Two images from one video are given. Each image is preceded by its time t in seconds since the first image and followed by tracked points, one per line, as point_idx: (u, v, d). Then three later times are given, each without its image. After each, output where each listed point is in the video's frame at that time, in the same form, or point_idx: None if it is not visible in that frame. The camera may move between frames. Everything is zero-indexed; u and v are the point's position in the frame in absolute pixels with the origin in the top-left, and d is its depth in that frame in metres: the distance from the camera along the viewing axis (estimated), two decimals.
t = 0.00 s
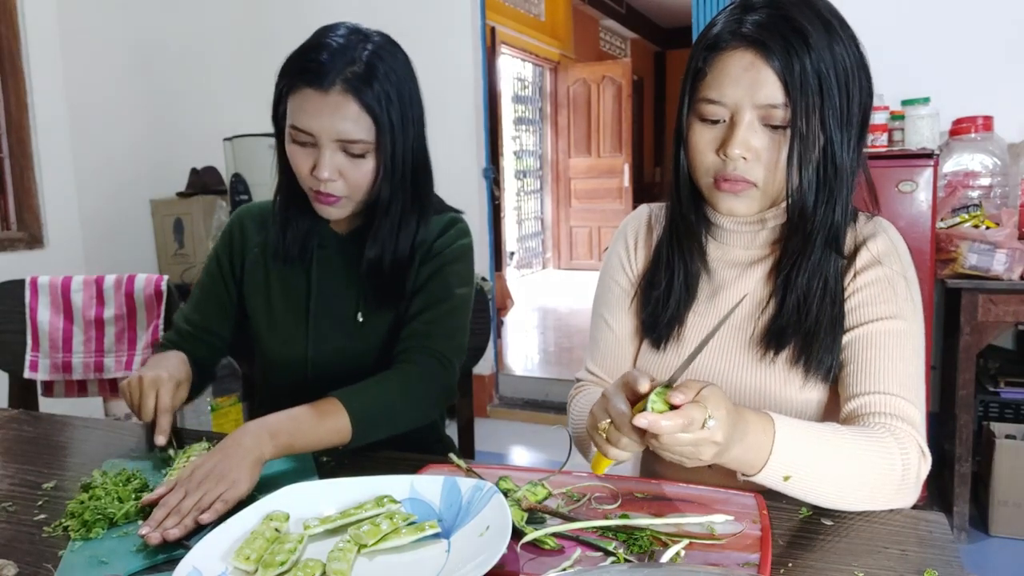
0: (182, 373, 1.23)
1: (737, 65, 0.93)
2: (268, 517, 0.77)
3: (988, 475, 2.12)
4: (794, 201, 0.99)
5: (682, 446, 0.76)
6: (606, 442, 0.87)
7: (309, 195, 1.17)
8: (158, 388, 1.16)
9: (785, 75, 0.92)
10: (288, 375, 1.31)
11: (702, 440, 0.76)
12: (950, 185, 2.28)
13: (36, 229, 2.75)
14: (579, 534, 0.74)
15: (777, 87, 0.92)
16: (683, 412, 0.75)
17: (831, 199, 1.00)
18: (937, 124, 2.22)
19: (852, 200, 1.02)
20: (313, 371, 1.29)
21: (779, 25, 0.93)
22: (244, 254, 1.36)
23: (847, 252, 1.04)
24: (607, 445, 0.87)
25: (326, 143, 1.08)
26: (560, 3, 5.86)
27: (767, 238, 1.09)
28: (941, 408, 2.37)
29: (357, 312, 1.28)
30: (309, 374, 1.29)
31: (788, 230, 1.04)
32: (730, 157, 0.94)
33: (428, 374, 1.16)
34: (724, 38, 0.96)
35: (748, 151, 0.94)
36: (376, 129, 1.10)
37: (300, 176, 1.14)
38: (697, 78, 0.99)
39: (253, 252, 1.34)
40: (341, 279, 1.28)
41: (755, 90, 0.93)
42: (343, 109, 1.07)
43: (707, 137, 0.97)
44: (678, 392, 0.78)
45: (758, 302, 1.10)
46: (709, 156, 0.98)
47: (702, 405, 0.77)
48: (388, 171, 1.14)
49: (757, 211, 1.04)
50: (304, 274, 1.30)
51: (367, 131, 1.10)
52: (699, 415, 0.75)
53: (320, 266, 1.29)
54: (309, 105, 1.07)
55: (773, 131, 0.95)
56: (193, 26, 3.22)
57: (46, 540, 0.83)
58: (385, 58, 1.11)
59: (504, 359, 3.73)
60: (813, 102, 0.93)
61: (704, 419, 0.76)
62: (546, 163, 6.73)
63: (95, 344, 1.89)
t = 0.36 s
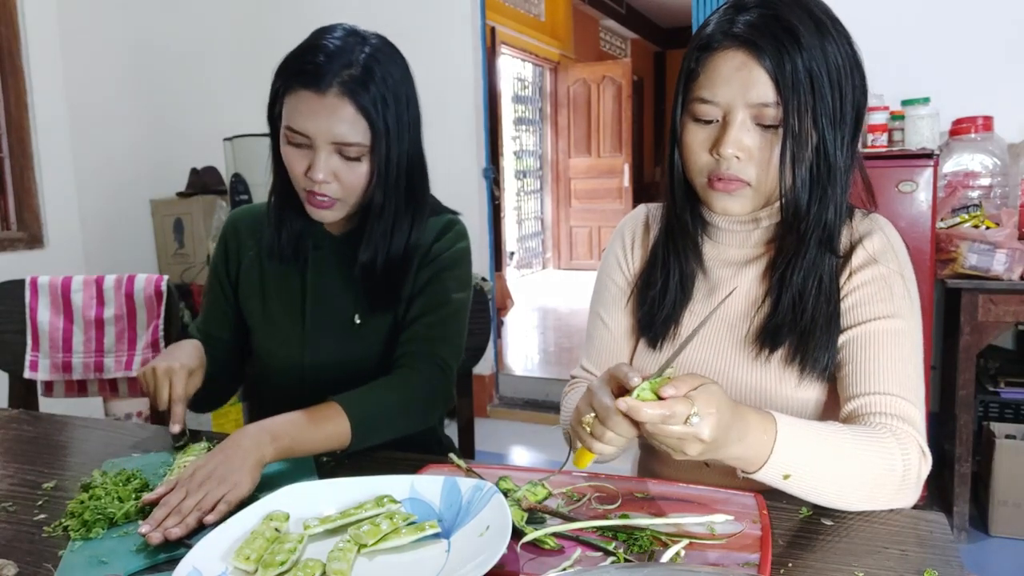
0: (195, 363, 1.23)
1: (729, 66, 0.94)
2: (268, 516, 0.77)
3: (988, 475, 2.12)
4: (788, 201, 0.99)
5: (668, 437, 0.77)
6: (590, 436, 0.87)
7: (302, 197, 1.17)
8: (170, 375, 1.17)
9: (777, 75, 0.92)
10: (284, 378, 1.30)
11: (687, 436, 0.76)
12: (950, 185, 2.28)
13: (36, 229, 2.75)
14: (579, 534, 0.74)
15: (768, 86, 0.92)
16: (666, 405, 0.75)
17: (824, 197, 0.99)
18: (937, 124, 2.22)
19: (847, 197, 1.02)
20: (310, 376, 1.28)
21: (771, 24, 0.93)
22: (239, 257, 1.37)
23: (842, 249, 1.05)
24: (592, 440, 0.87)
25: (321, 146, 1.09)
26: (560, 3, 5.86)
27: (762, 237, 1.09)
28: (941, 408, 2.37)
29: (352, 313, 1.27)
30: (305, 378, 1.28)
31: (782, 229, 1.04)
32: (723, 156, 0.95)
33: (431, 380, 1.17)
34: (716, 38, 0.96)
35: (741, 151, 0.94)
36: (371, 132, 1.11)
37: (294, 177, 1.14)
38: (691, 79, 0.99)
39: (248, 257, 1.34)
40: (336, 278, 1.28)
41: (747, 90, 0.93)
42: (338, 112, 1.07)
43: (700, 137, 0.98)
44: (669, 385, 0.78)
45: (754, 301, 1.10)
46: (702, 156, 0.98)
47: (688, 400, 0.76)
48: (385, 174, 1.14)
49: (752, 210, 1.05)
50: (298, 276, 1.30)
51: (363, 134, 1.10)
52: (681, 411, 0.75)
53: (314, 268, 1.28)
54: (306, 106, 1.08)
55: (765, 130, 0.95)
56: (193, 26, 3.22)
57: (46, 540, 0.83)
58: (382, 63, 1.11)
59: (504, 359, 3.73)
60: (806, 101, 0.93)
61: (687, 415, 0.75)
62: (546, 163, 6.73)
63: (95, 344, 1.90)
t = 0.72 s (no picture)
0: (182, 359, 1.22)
1: (722, 58, 0.95)
2: (269, 516, 0.77)
3: (987, 475, 2.12)
4: (781, 196, 1.01)
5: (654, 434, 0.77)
6: (578, 435, 0.87)
7: (277, 181, 1.17)
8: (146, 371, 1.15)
9: (770, 67, 0.93)
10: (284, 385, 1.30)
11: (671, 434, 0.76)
12: (950, 185, 2.28)
13: (36, 229, 2.77)
14: (578, 534, 0.74)
15: (761, 78, 0.93)
16: (651, 399, 0.75)
17: (815, 187, 1.00)
18: (937, 124, 2.22)
19: (840, 191, 1.02)
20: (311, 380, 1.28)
21: (763, 18, 0.94)
22: (230, 268, 1.35)
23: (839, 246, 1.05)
24: (579, 438, 0.88)
25: (293, 119, 1.10)
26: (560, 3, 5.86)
27: (760, 234, 1.09)
28: (941, 408, 2.37)
29: (347, 320, 1.27)
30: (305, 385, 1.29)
31: (779, 226, 1.04)
32: (717, 148, 0.95)
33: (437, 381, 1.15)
34: (710, 31, 0.97)
35: (734, 142, 0.95)
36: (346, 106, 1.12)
37: (270, 159, 1.14)
38: (686, 73, 1.00)
39: (237, 269, 1.32)
40: (332, 281, 1.27)
41: (740, 82, 0.93)
42: (313, 85, 1.09)
43: (695, 128, 0.98)
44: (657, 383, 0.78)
45: (751, 299, 1.10)
46: (696, 148, 0.99)
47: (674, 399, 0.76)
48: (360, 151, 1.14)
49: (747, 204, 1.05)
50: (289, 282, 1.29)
51: (337, 109, 1.11)
52: (663, 408, 0.75)
53: (307, 274, 1.28)
54: (281, 81, 1.10)
55: (758, 122, 0.95)
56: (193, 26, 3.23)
57: (46, 540, 0.83)
58: (363, 46, 1.14)
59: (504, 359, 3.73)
60: (798, 91, 0.94)
61: (669, 412, 0.75)
62: (546, 163, 6.73)
63: (95, 345, 1.91)
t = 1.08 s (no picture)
0: (148, 366, 1.19)
1: (708, 56, 0.96)
2: (269, 516, 0.77)
3: (988, 475, 2.12)
4: (767, 199, 1.02)
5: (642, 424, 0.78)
6: (564, 430, 0.87)
7: (264, 182, 1.16)
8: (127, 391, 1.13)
9: (754, 64, 0.94)
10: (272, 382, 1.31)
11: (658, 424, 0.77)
12: (950, 185, 2.28)
13: (36, 229, 2.82)
14: (577, 534, 0.74)
15: (745, 76, 0.94)
16: (637, 386, 0.77)
17: (802, 185, 1.00)
18: (937, 124, 2.22)
19: (829, 188, 1.02)
20: (303, 379, 1.29)
21: (749, 17, 0.95)
22: (212, 266, 1.36)
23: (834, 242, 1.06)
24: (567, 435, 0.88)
25: (283, 118, 1.10)
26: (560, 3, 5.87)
27: (753, 233, 1.10)
28: (941, 408, 2.37)
29: (337, 318, 1.27)
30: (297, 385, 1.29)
31: (772, 224, 1.05)
32: (703, 145, 0.96)
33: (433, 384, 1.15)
34: (698, 32, 0.98)
35: (720, 139, 0.95)
36: (336, 104, 1.12)
37: (257, 160, 1.14)
38: (676, 74, 1.02)
39: (221, 264, 1.34)
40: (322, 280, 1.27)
41: (726, 80, 0.94)
42: (300, 82, 1.09)
43: (683, 126, 0.99)
44: (649, 376, 0.80)
45: (748, 299, 1.10)
46: (685, 146, 1.00)
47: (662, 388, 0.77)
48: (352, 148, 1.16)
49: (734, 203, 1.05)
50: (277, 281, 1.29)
51: (326, 106, 1.11)
52: (650, 393, 0.76)
53: (293, 272, 1.28)
54: (267, 79, 1.10)
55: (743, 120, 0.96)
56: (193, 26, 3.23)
57: (46, 540, 0.83)
58: (346, 41, 1.15)
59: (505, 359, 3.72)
60: (782, 88, 0.94)
61: (655, 400, 0.76)
62: (546, 163, 6.73)
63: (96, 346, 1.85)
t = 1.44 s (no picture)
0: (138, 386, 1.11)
1: (695, 52, 0.96)
2: (269, 516, 0.77)
3: (987, 474, 2.12)
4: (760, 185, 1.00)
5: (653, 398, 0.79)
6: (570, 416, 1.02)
7: (259, 186, 1.16)
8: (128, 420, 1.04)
9: (741, 59, 0.94)
10: (262, 390, 1.29)
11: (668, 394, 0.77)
12: (950, 185, 2.27)
13: (36, 229, 2.82)
14: (578, 534, 0.74)
15: (732, 71, 0.94)
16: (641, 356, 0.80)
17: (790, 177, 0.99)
18: (937, 124, 2.21)
19: (815, 181, 1.02)
20: (292, 384, 1.27)
21: (733, 14, 0.95)
22: (203, 269, 1.34)
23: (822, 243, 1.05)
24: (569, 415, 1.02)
25: (278, 122, 1.09)
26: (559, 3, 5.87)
27: (741, 227, 1.10)
28: (941, 408, 2.37)
29: (329, 319, 1.26)
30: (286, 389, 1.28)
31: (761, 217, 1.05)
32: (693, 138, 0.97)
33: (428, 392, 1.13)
34: (684, 29, 0.98)
35: (710, 132, 0.96)
36: (331, 107, 1.12)
37: (251, 164, 1.13)
38: (662, 71, 1.02)
39: (212, 266, 1.32)
40: (313, 281, 1.27)
41: (713, 75, 0.95)
42: (294, 86, 1.09)
43: (671, 121, 1.00)
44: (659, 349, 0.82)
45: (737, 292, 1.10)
46: (673, 138, 1.01)
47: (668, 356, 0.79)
48: (348, 150, 1.15)
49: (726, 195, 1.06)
50: (268, 282, 1.29)
51: (321, 109, 1.11)
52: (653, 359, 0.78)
53: (283, 275, 1.27)
54: (261, 83, 1.09)
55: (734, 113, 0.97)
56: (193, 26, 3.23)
57: (46, 539, 0.83)
58: (339, 41, 1.14)
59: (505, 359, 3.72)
60: (769, 84, 0.94)
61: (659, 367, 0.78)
62: (546, 163, 6.73)
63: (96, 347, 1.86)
